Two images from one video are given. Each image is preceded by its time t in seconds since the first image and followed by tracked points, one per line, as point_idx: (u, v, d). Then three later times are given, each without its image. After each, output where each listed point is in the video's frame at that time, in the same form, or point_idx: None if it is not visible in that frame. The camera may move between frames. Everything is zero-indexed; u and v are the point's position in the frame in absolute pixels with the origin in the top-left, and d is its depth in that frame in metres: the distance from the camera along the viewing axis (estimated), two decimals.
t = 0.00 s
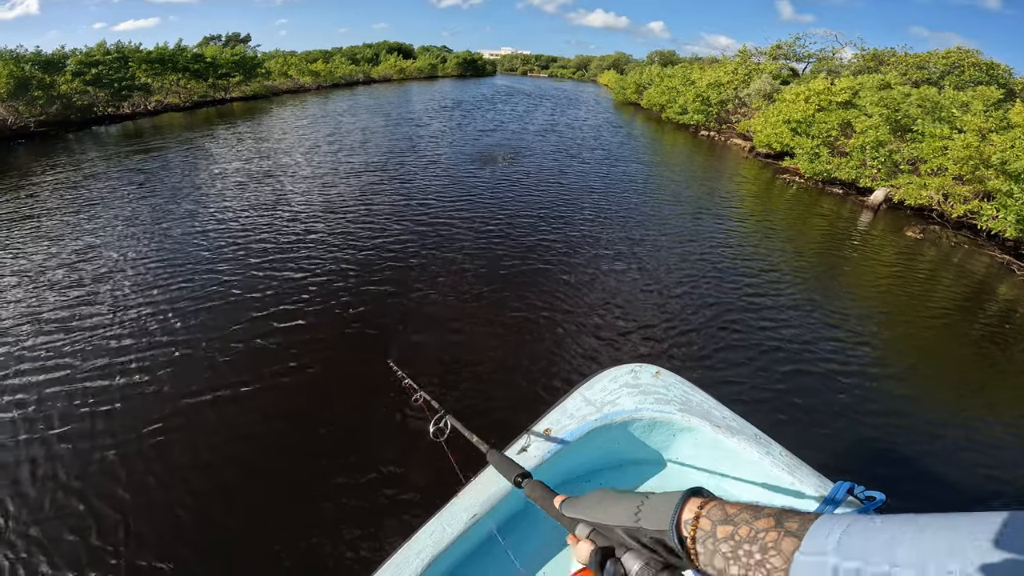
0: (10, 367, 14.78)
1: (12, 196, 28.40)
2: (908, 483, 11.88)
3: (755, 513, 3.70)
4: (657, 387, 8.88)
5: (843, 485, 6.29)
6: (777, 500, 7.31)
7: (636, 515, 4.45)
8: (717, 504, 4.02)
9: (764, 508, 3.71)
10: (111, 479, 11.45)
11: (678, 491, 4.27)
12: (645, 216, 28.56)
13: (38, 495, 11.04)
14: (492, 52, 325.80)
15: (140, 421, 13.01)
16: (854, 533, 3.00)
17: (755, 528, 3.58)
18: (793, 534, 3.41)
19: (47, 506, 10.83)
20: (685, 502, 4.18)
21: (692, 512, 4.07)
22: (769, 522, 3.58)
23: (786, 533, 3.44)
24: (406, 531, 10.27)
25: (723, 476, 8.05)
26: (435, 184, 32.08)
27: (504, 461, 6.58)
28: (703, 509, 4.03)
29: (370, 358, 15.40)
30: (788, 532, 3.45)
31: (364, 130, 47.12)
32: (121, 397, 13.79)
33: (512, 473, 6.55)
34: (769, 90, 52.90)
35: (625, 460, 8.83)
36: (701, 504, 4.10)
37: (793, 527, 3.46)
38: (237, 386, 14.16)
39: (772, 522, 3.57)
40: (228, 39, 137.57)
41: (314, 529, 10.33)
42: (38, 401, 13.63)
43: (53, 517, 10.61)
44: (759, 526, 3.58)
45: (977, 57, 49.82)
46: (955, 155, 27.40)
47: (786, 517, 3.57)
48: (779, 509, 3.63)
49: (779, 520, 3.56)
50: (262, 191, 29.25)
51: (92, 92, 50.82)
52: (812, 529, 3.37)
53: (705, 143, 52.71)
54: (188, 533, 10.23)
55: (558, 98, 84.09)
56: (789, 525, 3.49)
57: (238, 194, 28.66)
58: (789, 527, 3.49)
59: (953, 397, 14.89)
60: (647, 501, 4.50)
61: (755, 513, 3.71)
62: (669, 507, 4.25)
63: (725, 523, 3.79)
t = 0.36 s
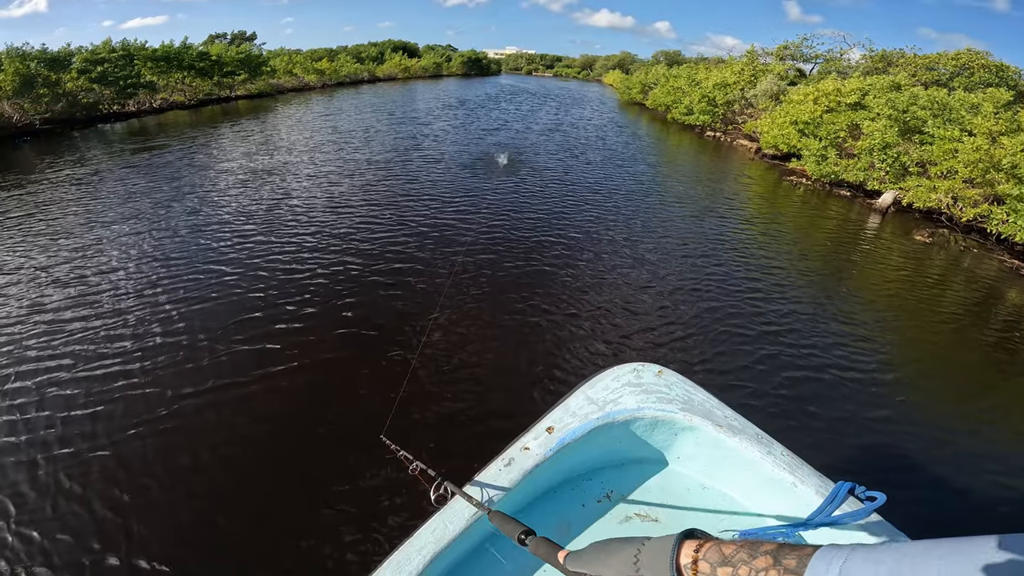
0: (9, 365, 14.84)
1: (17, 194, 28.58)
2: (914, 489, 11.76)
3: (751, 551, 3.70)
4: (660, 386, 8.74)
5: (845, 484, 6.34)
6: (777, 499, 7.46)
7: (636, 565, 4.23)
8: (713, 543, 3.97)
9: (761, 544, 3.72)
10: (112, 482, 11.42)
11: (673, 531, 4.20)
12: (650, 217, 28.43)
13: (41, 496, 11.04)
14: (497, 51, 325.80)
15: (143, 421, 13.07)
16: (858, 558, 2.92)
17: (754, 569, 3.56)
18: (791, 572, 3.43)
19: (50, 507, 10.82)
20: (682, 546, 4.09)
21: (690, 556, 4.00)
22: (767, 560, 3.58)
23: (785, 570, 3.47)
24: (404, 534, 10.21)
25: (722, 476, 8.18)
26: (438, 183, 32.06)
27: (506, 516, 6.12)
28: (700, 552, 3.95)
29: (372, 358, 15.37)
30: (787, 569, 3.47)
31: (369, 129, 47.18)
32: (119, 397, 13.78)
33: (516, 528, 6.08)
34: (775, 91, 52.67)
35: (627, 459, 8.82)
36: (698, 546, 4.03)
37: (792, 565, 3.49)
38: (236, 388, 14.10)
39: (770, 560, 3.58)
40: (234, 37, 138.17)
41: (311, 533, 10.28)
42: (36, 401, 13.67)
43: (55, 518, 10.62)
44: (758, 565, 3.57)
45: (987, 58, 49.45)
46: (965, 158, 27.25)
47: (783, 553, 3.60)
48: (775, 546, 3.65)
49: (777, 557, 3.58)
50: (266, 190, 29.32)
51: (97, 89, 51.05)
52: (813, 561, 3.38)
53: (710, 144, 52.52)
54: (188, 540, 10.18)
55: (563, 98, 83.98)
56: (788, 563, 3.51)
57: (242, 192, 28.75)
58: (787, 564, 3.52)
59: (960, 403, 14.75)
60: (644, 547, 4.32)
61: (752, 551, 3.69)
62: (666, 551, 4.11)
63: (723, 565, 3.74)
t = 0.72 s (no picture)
0: (10, 355, 14.93)
1: (24, 187, 28.77)
2: (918, 493, 11.69)
3: (742, 509, 4.19)
4: (661, 383, 8.75)
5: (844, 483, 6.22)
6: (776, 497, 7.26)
7: (624, 513, 4.92)
8: (704, 499, 4.52)
9: (752, 505, 4.21)
10: (120, 470, 11.45)
11: (666, 488, 4.78)
12: (655, 216, 28.35)
13: (45, 484, 11.10)
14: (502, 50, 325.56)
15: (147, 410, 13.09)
16: (844, 528, 3.34)
17: (743, 522, 4.08)
18: (781, 529, 3.82)
19: (56, 495, 10.90)
20: (672, 498, 4.71)
21: (680, 507, 4.60)
22: (757, 516, 4.07)
23: (775, 526, 3.88)
24: (402, 527, 10.24)
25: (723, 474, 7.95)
26: (443, 181, 32.04)
27: (491, 460, 6.73)
28: (690, 505, 4.55)
29: (374, 352, 15.38)
30: (778, 526, 3.88)
31: (373, 127, 47.16)
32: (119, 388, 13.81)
33: (498, 471, 6.69)
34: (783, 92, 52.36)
35: (628, 456, 8.69)
36: (688, 500, 4.63)
37: (784, 521, 3.90)
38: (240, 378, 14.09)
39: (760, 518, 4.04)
40: (240, 35, 138.91)
41: (311, 524, 10.25)
42: (34, 391, 13.72)
43: (62, 506, 10.70)
44: (748, 521, 4.07)
45: (998, 61, 49.04)
46: (976, 161, 26.98)
47: (775, 512, 4.01)
48: (768, 507, 4.08)
49: (769, 515, 4.01)
50: (271, 186, 29.36)
51: (103, 85, 51.25)
52: (802, 522, 3.76)
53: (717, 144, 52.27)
54: (195, 524, 10.22)
55: (568, 97, 83.73)
56: (778, 520, 3.92)
57: (246, 188, 28.81)
58: (777, 521, 3.92)
59: (967, 408, 14.61)
60: (635, 498, 4.97)
61: (743, 509, 4.20)
62: (657, 502, 4.73)
63: (713, 518, 4.30)
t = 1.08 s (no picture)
0: (15, 350, 15.04)
1: (36, 181, 29.09)
2: (928, 501, 11.50)
3: (746, 524, 3.59)
4: (668, 383, 8.67)
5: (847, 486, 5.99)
6: (782, 502, 7.26)
7: (634, 541, 4.56)
8: (708, 517, 4.00)
9: (754, 518, 3.59)
10: (126, 471, 11.48)
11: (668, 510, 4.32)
12: (663, 217, 28.16)
13: (53, 483, 11.15)
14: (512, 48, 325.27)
15: (153, 408, 13.13)
16: (846, 535, 2.79)
17: (749, 540, 3.47)
18: (787, 543, 3.27)
19: (62, 497, 10.86)
20: (678, 520, 4.20)
21: (686, 530, 4.07)
22: (761, 532, 3.46)
23: (780, 544, 3.30)
24: (404, 527, 10.21)
25: (728, 477, 7.92)
26: (451, 178, 32.02)
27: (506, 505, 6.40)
28: (695, 526, 4.02)
29: (380, 350, 15.43)
30: (782, 542, 3.30)
31: (382, 124, 47.26)
32: (123, 384, 13.88)
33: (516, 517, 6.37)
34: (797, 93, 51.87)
35: (633, 456, 8.63)
36: (693, 520, 4.09)
37: (785, 536, 3.31)
38: (245, 377, 14.13)
39: (764, 533, 3.45)
40: (252, 31, 139.77)
41: (316, 523, 10.29)
42: (43, 384, 13.86)
43: (68, 506, 10.72)
44: (753, 538, 3.46)
45: (1016, 64, 48.38)
46: (995, 166, 26.58)
47: (777, 526, 3.43)
48: (769, 519, 3.51)
49: (771, 530, 3.43)
50: (280, 182, 29.50)
51: (115, 81, 51.76)
52: (805, 534, 3.19)
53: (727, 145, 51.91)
54: (201, 526, 10.24)
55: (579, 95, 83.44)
56: (781, 535, 3.34)
57: (255, 183, 28.96)
58: (782, 537, 3.34)
59: (983, 415, 14.34)
60: (642, 524, 4.59)
61: (747, 524, 3.59)
62: (664, 527, 4.28)
63: (718, 539, 3.75)
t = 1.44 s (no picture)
0: (21, 342, 15.22)
1: (45, 176, 29.33)
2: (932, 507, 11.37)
3: (729, 502, 3.37)
4: (669, 384, 8.59)
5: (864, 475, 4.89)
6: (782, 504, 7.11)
7: (611, 509, 4.42)
8: (691, 492, 3.74)
9: (739, 495, 3.36)
10: (129, 467, 11.54)
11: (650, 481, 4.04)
12: (670, 218, 27.99)
13: (57, 478, 11.23)
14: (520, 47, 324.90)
15: (157, 403, 13.23)
16: (835, 522, 2.55)
17: (730, 519, 3.25)
18: (770, 525, 3.03)
19: (66, 494, 10.89)
20: (659, 494, 3.92)
21: (666, 504, 3.80)
22: (744, 511, 3.23)
23: (764, 525, 3.06)
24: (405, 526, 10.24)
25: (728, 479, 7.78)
26: (458, 177, 32.00)
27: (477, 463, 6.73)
28: (676, 500, 3.76)
29: (383, 347, 15.49)
30: (765, 523, 3.08)
31: (390, 121, 47.30)
32: (128, 378, 13.99)
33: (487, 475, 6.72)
34: (809, 95, 51.38)
35: (632, 457, 8.45)
36: (675, 494, 3.82)
37: (770, 517, 3.10)
38: (247, 374, 14.21)
39: (748, 511, 3.23)
40: (262, 28, 140.52)
41: (318, 521, 10.35)
42: (49, 377, 14.00)
43: (72, 501, 10.79)
44: (735, 517, 3.24)
45: None
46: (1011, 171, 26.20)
47: (762, 506, 3.21)
48: (755, 497, 3.27)
49: (756, 510, 3.20)
50: (287, 178, 29.60)
51: (125, 76, 52.13)
52: (789, 517, 2.95)
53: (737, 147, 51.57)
54: (203, 524, 10.30)
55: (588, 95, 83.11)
56: (765, 516, 3.11)
57: (263, 180, 29.07)
58: (765, 517, 3.12)
59: (992, 423, 14.15)
60: (620, 494, 4.41)
61: (730, 502, 3.37)
62: (644, 499, 4.01)
63: (699, 514, 3.52)
